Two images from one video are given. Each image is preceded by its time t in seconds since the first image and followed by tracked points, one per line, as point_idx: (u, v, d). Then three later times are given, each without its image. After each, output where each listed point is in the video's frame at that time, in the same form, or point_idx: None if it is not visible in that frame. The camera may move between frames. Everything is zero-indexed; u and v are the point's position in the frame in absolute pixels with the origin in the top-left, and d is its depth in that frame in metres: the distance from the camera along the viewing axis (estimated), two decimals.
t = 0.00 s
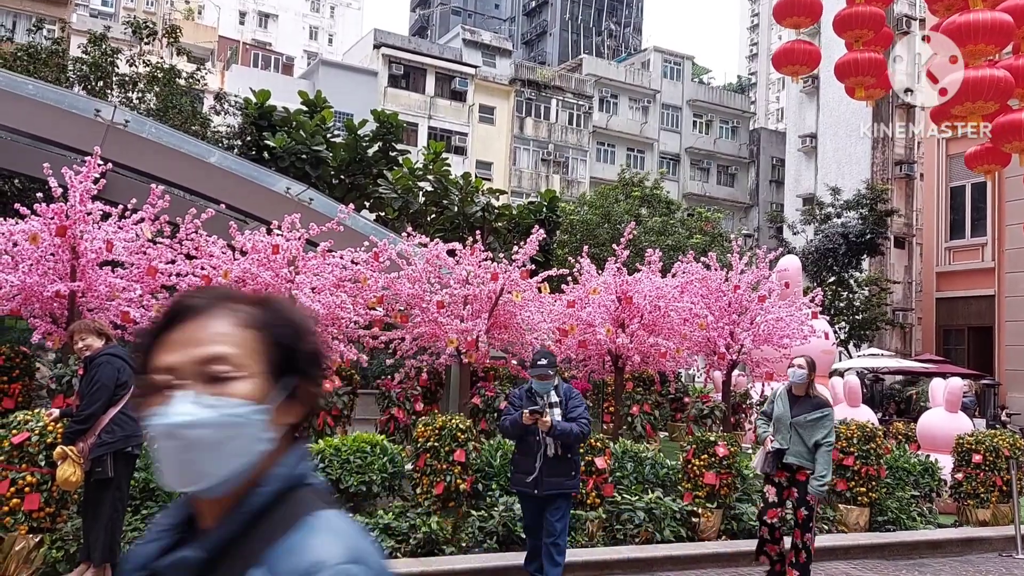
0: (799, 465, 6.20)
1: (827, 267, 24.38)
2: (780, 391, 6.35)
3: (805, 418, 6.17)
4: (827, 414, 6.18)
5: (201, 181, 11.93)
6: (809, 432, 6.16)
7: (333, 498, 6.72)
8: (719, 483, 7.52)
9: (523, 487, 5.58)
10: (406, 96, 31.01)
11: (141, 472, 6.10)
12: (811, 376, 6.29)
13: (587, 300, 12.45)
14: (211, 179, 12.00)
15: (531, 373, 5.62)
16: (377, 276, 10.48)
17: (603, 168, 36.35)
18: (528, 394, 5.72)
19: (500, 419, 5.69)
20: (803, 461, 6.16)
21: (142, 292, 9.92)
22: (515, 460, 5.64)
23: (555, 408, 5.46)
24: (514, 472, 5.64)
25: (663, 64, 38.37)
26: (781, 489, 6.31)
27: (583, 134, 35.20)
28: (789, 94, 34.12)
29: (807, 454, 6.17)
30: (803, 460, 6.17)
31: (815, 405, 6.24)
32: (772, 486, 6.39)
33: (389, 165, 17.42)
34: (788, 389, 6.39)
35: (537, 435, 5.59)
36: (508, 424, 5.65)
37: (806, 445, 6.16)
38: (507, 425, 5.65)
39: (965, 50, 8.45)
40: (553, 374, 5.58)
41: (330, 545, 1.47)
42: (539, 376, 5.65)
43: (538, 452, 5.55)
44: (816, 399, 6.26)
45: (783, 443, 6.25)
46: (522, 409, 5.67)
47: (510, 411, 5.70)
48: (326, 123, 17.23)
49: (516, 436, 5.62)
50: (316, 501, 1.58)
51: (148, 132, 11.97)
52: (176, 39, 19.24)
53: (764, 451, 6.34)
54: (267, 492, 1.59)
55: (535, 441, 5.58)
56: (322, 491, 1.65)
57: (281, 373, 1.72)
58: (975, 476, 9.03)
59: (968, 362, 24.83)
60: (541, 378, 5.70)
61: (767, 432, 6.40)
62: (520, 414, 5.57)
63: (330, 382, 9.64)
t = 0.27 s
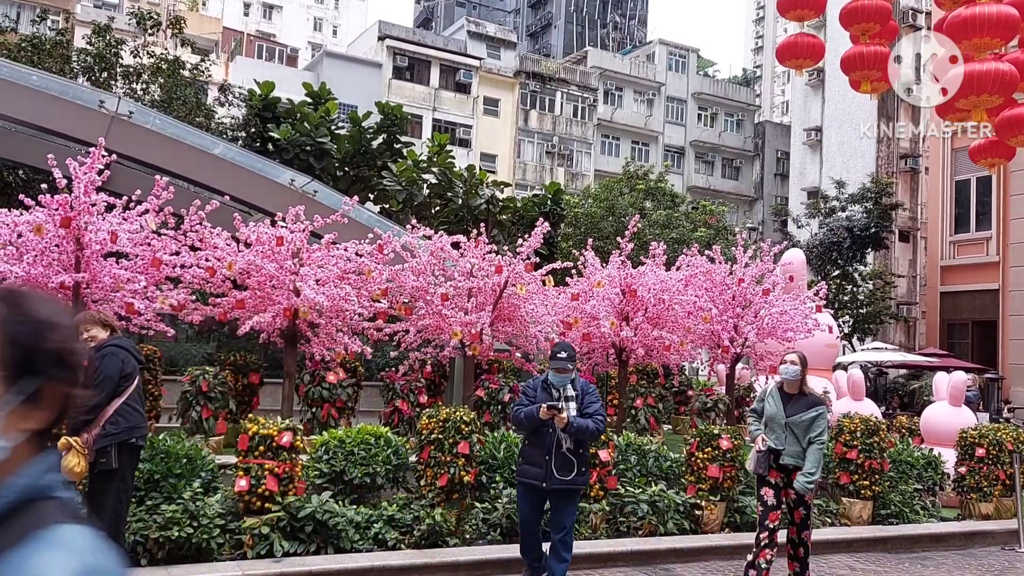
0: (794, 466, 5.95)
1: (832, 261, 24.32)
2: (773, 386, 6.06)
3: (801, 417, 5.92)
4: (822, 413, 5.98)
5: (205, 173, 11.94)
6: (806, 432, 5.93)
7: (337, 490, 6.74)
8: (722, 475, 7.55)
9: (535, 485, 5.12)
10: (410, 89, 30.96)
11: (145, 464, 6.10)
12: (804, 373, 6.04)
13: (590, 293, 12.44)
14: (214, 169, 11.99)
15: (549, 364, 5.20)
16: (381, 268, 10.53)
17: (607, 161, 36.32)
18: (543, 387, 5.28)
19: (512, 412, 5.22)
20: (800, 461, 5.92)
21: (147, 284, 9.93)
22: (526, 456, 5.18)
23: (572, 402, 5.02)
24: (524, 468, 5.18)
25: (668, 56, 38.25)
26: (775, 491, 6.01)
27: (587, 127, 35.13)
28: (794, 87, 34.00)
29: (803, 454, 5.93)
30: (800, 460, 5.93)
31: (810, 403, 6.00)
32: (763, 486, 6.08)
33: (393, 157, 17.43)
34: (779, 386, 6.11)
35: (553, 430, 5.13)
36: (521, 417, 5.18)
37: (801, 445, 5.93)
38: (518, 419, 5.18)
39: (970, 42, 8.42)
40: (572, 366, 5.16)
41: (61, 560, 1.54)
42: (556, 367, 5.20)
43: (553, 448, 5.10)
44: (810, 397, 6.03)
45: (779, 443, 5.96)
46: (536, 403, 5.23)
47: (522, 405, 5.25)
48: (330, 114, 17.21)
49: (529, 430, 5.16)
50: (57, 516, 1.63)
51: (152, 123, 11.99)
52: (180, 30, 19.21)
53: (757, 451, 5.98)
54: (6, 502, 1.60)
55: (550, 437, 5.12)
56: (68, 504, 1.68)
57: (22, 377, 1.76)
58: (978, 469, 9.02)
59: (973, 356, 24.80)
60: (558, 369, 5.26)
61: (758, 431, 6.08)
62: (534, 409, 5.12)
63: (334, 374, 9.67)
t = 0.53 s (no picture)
0: (789, 461, 5.40)
1: (838, 256, 24.24)
2: (765, 374, 5.55)
3: (797, 407, 5.41)
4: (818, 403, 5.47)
5: (210, 165, 11.92)
6: (803, 423, 5.41)
7: (341, 484, 6.73)
8: (727, 472, 7.52)
9: (544, 483, 4.99)
10: (415, 82, 30.90)
11: (149, 457, 6.07)
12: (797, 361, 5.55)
13: (595, 287, 12.39)
14: (218, 163, 11.96)
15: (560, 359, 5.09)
16: (386, 262, 10.61)
17: (612, 155, 36.23)
18: (550, 383, 5.15)
19: (520, 408, 5.05)
20: (797, 455, 5.38)
21: (151, 277, 9.92)
22: (535, 453, 5.04)
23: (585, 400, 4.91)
24: (532, 466, 5.04)
25: (673, 50, 38.14)
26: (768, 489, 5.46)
27: (592, 120, 35.05)
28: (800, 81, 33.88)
29: (799, 448, 5.40)
30: (797, 455, 5.39)
31: (805, 393, 5.50)
32: (755, 485, 5.53)
33: (397, 151, 17.42)
34: (769, 375, 5.60)
35: (563, 428, 5.00)
36: (530, 414, 5.02)
37: (797, 437, 5.40)
38: (527, 416, 5.02)
39: (977, 36, 8.37)
40: (583, 363, 5.06)
41: None
42: (566, 362, 5.09)
43: (564, 446, 4.97)
44: (804, 387, 5.53)
45: (773, 436, 5.41)
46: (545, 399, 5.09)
47: (528, 401, 5.09)
48: (334, 108, 17.19)
49: (539, 427, 5.01)
50: None
51: (157, 116, 11.96)
52: (184, 23, 19.20)
53: (748, 445, 5.40)
54: None
55: (560, 435, 4.99)
56: None
57: None
58: (984, 465, 8.97)
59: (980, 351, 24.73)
60: (566, 365, 5.17)
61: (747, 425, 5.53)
62: (545, 406, 4.96)
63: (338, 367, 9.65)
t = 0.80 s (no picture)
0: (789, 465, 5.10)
1: (842, 252, 24.20)
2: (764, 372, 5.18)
3: (798, 407, 5.08)
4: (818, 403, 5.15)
5: (216, 159, 11.94)
6: (803, 425, 5.09)
7: (344, 479, 6.75)
8: (731, 468, 7.51)
9: (550, 485, 4.78)
10: (418, 77, 30.86)
11: (154, 451, 6.09)
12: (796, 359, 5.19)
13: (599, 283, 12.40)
14: (222, 158, 11.97)
15: (562, 357, 4.87)
16: (389, 257, 10.68)
17: (616, 150, 36.16)
18: (550, 381, 4.94)
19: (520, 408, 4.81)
20: (796, 458, 5.07)
21: (156, 272, 9.94)
22: (538, 454, 4.83)
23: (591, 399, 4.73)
24: (535, 468, 4.82)
25: (678, 45, 38.05)
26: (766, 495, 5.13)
27: (596, 116, 34.99)
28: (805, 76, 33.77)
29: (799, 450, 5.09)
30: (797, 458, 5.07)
31: (804, 393, 5.17)
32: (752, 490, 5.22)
33: (401, 146, 17.40)
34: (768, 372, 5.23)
35: (568, 428, 4.81)
36: (531, 415, 4.80)
37: (797, 440, 5.08)
38: (529, 415, 4.77)
39: (982, 32, 8.35)
40: (585, 360, 4.87)
41: None
42: (569, 359, 4.89)
43: (570, 446, 4.79)
44: (803, 385, 5.19)
45: (772, 438, 5.07)
46: (546, 396, 4.88)
47: (529, 400, 4.86)
48: (338, 103, 17.18)
49: (543, 428, 4.79)
50: None
51: (162, 111, 11.98)
52: (188, 18, 19.19)
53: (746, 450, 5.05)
54: None
55: (565, 434, 4.79)
56: None
57: None
58: (989, 463, 8.96)
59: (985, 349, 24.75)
60: (566, 362, 4.96)
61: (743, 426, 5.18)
62: (549, 405, 4.74)
63: (342, 362, 9.66)
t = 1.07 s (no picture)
0: (793, 465, 5.01)
1: (848, 249, 24.16)
2: (769, 368, 5.14)
3: (804, 404, 5.01)
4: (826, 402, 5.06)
5: (221, 156, 11.96)
6: (809, 424, 5.01)
7: (349, 475, 6.75)
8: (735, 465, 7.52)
9: (557, 483, 4.71)
10: (423, 74, 30.85)
11: (160, 447, 6.10)
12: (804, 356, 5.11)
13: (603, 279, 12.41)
14: (228, 154, 11.98)
15: (566, 353, 4.82)
16: (395, 254, 10.67)
17: (621, 147, 36.12)
18: (553, 378, 4.88)
19: (525, 406, 4.71)
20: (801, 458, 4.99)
21: (161, 268, 9.95)
22: (543, 453, 4.75)
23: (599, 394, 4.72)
24: (540, 467, 4.73)
25: (683, 41, 37.97)
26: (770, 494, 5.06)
27: (601, 112, 34.94)
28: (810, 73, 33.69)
29: (805, 450, 5.01)
30: (802, 457, 4.99)
31: (812, 391, 5.09)
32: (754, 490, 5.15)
33: (406, 142, 17.41)
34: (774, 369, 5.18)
35: (573, 424, 4.74)
36: (536, 413, 4.71)
37: (802, 439, 5.00)
38: (535, 413, 4.68)
39: (987, 29, 8.32)
40: (589, 356, 4.85)
41: None
42: (572, 354, 4.84)
43: (577, 443, 4.73)
44: (810, 383, 5.11)
45: (776, 436, 5.01)
46: (549, 393, 4.81)
47: (533, 397, 4.78)
48: (343, 99, 17.18)
49: (549, 425, 4.70)
50: None
51: (167, 108, 11.94)
52: (194, 14, 19.21)
53: (749, 448, 4.99)
54: None
55: (571, 431, 4.73)
56: None
57: None
58: (995, 460, 8.95)
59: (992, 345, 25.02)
60: (567, 358, 4.90)
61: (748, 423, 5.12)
62: (555, 402, 4.67)
63: (346, 358, 9.68)
